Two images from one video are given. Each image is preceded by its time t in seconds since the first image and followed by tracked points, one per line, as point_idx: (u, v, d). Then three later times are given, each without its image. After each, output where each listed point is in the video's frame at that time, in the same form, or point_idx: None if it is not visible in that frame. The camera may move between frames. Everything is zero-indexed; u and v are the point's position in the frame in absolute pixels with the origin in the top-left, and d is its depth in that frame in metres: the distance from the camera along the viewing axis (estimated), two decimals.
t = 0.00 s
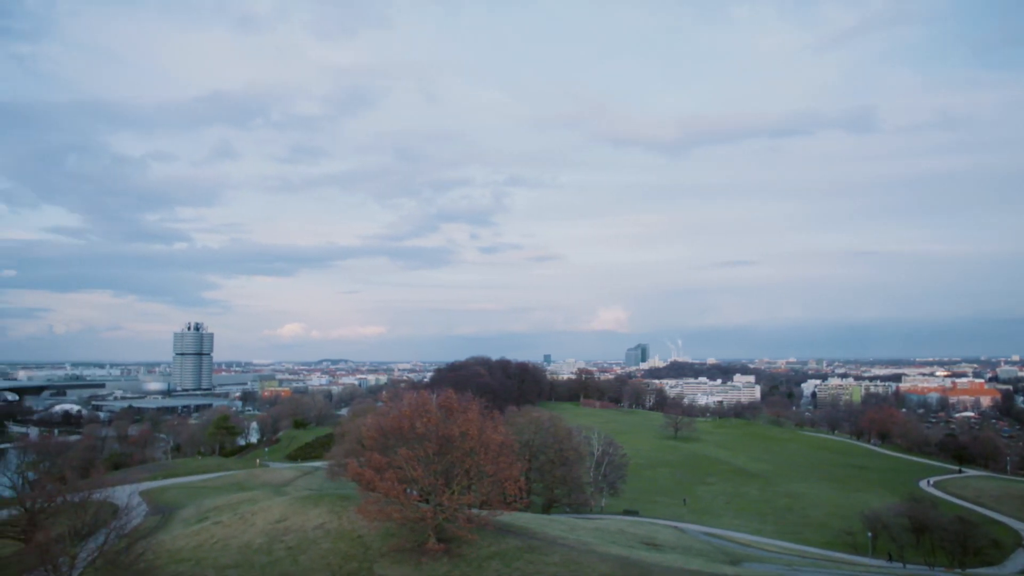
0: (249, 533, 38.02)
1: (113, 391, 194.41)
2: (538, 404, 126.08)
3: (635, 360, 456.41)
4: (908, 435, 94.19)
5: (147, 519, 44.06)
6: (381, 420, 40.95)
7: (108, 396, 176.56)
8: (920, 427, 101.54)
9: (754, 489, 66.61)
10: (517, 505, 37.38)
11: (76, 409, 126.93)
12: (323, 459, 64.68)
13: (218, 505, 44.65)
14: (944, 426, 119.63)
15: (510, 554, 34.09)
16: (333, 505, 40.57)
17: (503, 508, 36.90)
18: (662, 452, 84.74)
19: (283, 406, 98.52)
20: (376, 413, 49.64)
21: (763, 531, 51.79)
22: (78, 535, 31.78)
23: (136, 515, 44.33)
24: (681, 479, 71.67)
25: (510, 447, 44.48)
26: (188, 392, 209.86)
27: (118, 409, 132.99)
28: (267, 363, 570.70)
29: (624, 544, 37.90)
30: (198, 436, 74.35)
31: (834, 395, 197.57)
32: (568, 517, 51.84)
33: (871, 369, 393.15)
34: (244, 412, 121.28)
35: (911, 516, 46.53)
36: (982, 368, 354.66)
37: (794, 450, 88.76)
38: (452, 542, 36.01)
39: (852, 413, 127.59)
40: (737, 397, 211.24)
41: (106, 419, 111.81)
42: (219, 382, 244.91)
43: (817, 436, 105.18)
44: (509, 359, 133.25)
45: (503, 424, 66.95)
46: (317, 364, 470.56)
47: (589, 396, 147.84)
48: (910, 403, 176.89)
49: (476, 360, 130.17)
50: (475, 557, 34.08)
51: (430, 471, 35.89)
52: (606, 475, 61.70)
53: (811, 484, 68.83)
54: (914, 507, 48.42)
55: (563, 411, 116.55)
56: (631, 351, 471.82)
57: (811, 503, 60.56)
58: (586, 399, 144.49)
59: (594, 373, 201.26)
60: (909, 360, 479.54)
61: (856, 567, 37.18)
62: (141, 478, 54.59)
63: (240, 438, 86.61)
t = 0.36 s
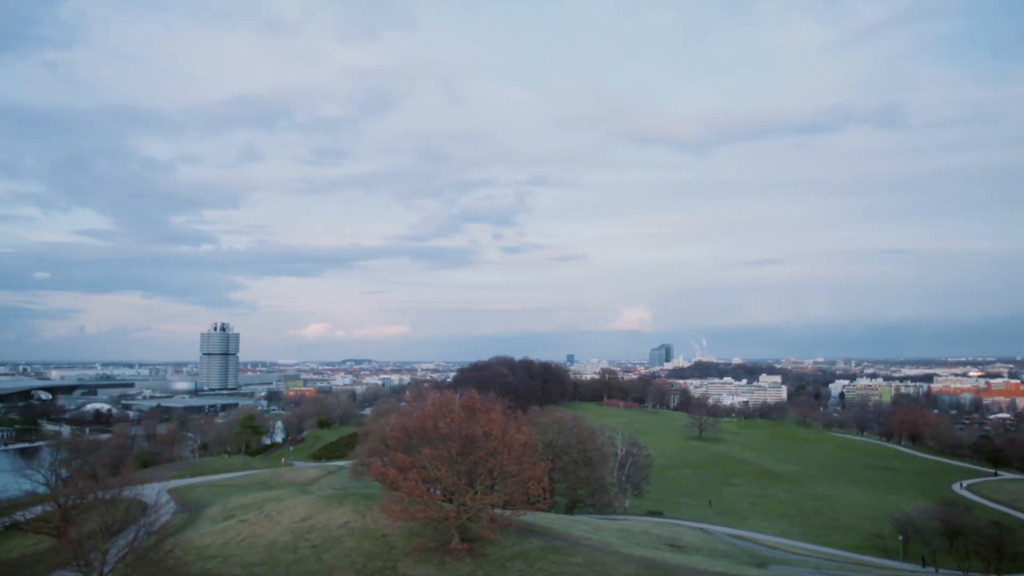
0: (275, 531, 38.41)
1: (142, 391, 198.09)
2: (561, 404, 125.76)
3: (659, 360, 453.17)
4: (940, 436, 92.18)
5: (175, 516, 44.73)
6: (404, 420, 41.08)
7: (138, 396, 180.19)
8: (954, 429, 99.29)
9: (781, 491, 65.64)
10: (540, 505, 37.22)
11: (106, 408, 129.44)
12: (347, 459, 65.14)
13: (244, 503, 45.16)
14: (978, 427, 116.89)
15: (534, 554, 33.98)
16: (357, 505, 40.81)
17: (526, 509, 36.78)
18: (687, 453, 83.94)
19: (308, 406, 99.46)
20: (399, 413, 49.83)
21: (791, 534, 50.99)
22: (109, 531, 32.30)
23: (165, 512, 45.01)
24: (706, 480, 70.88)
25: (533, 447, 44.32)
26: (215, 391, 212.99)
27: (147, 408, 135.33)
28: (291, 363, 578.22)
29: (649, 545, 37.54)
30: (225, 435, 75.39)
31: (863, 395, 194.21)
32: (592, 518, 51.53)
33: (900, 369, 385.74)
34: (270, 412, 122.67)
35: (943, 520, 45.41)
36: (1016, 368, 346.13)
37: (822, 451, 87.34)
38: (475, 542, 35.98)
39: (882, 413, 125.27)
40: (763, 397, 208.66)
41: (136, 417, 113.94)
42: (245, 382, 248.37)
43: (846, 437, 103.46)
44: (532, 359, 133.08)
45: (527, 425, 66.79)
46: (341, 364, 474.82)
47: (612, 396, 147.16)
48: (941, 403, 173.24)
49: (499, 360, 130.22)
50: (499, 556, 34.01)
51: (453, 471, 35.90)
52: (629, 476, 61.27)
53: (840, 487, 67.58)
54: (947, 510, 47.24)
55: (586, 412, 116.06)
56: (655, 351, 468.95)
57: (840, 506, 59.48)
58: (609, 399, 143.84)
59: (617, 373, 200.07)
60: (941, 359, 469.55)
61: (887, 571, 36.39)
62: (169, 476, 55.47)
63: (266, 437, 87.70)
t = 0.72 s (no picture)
0: (301, 530, 38.68)
1: (172, 390, 201.42)
2: (585, 404, 125.16)
3: (684, 360, 448.97)
4: (975, 438, 89.88)
5: (204, 514, 45.36)
6: (429, 420, 41.15)
7: (168, 395, 183.69)
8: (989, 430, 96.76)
9: (810, 493, 64.51)
10: (565, 506, 36.98)
11: (137, 408, 131.76)
12: (372, 458, 65.52)
13: (271, 501, 45.64)
14: (1014, 429, 113.80)
15: (558, 555, 33.80)
16: (383, 504, 40.93)
17: (551, 509, 36.59)
18: (713, 454, 82.93)
19: (333, 406, 100.18)
20: (423, 413, 49.97)
21: (820, 536, 50.07)
22: (140, 527, 32.80)
23: (194, 510, 45.66)
24: (733, 482, 69.95)
25: (558, 447, 44.06)
26: (242, 391, 215.94)
27: (176, 408, 137.41)
28: (317, 363, 584.78)
29: (674, 547, 37.11)
30: (252, 434, 76.34)
31: (894, 396, 190.37)
32: (616, 519, 51.18)
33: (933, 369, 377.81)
34: (296, 412, 123.63)
35: (979, 524, 44.20)
36: None
37: (851, 453, 85.76)
38: (500, 541, 35.91)
39: (914, 413, 122.69)
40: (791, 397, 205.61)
41: (166, 416, 116.00)
42: (272, 382, 251.65)
43: (877, 438, 101.37)
44: (557, 359, 132.61)
45: (551, 424, 66.54)
46: (366, 364, 478.95)
47: (637, 396, 146.23)
48: (976, 404, 169.06)
49: (523, 360, 130.03)
50: (523, 557, 33.87)
51: (477, 471, 35.83)
52: (655, 476, 60.69)
53: (871, 489, 66.20)
54: (983, 514, 45.95)
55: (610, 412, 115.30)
56: (681, 351, 464.90)
57: (871, 509, 58.26)
58: (634, 399, 142.91)
59: (642, 372, 198.49)
60: (976, 359, 458.18)
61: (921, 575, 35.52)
62: (198, 474, 56.30)
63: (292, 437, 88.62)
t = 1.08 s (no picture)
0: (323, 528, 38.97)
1: (197, 390, 204.47)
2: (607, 404, 124.63)
3: (707, 360, 444.76)
4: (1007, 440, 87.73)
5: (228, 512, 45.86)
6: (450, 419, 41.17)
7: (193, 395, 186.63)
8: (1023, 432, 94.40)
9: (836, 495, 63.44)
10: (586, 506, 36.76)
11: (164, 407, 133.88)
12: (393, 458, 65.86)
13: (294, 500, 46.02)
14: None
15: (580, 555, 33.64)
16: (405, 503, 41.15)
17: (572, 509, 36.41)
18: (736, 455, 82.03)
19: (356, 406, 100.86)
20: (444, 413, 49.98)
21: (847, 539, 49.25)
22: (166, 524, 33.22)
23: (219, 508, 46.17)
24: (757, 483, 69.10)
25: (579, 447, 43.80)
26: (266, 391, 218.54)
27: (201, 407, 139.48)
28: (340, 363, 589.79)
29: (697, 548, 36.73)
30: (275, 433, 77.16)
31: (923, 397, 186.72)
32: (639, 520, 50.87)
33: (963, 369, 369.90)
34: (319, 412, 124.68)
35: (1012, 528, 43.06)
36: None
37: (879, 454, 84.25)
38: (521, 542, 35.81)
39: (943, 414, 120.19)
40: (816, 398, 202.67)
41: (191, 416, 117.73)
42: (295, 382, 254.32)
43: (905, 439, 99.55)
44: (578, 359, 132.22)
45: (573, 425, 66.26)
46: (388, 364, 482.15)
47: (660, 396, 145.29)
48: (1010, 405, 165.01)
49: (545, 360, 129.75)
50: (545, 557, 33.76)
51: (499, 471, 35.76)
52: (677, 477, 60.14)
53: (899, 492, 64.90)
54: (1017, 517, 44.75)
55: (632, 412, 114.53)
56: (704, 350, 460.88)
57: (899, 512, 57.13)
58: (657, 399, 142.05)
59: (664, 372, 196.86)
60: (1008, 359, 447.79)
61: None
62: (223, 473, 57.05)
63: (314, 436, 89.39)
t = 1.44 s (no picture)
0: (348, 527, 39.20)
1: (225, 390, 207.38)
2: (631, 404, 123.85)
3: (733, 360, 439.49)
4: None
5: (254, 511, 46.38)
6: (474, 419, 41.11)
7: (220, 394, 189.65)
8: None
9: (866, 497, 62.21)
10: (610, 507, 36.46)
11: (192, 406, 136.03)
12: (417, 458, 66.06)
13: (319, 499, 46.38)
14: None
15: (603, 556, 33.38)
16: (428, 503, 41.21)
17: (596, 510, 36.14)
18: (763, 456, 80.94)
19: (380, 405, 101.42)
20: (468, 413, 49.94)
21: (877, 542, 48.26)
22: (194, 522, 33.63)
23: (245, 506, 46.68)
24: (784, 484, 68.03)
25: (603, 448, 43.45)
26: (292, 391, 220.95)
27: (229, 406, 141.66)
28: (365, 363, 594.38)
29: (723, 550, 36.21)
30: (300, 433, 77.93)
31: (957, 397, 182.49)
32: (663, 521, 50.38)
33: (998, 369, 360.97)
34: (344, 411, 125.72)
35: None
36: None
37: (910, 456, 82.43)
38: (545, 542, 35.66)
39: (978, 415, 117.31)
40: (845, 399, 199.18)
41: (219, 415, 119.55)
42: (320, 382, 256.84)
43: (937, 441, 97.37)
44: (602, 359, 131.54)
45: (597, 425, 65.88)
46: (412, 364, 484.49)
47: (685, 396, 144.01)
48: None
49: (569, 360, 129.28)
50: (568, 557, 33.56)
51: (522, 471, 35.61)
52: (703, 478, 59.42)
53: (932, 495, 63.43)
54: None
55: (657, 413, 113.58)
56: (729, 350, 456.11)
57: (932, 515, 55.82)
58: (682, 399, 140.85)
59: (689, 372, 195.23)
60: None
61: None
62: (249, 471, 57.74)
63: (339, 436, 90.15)
